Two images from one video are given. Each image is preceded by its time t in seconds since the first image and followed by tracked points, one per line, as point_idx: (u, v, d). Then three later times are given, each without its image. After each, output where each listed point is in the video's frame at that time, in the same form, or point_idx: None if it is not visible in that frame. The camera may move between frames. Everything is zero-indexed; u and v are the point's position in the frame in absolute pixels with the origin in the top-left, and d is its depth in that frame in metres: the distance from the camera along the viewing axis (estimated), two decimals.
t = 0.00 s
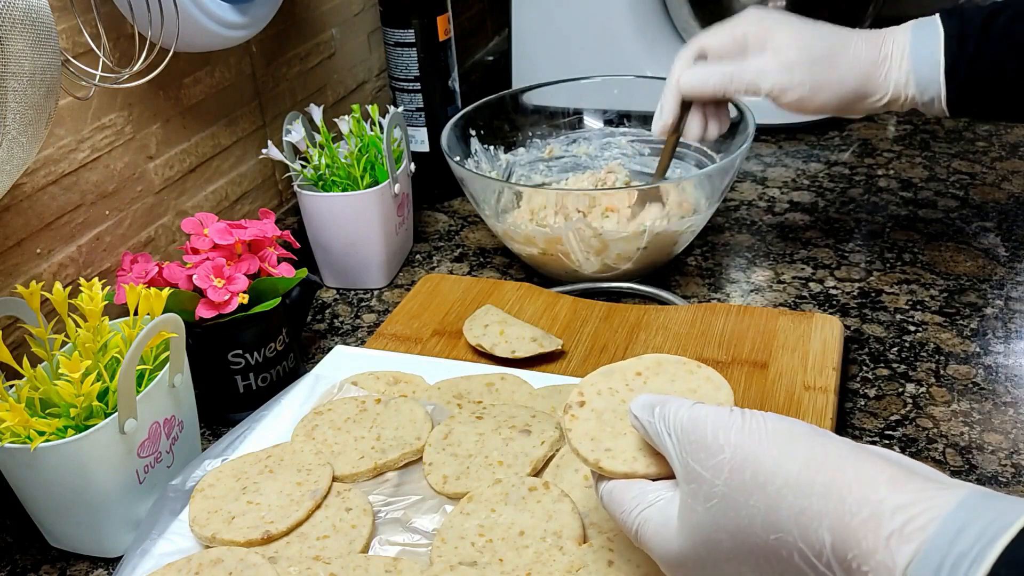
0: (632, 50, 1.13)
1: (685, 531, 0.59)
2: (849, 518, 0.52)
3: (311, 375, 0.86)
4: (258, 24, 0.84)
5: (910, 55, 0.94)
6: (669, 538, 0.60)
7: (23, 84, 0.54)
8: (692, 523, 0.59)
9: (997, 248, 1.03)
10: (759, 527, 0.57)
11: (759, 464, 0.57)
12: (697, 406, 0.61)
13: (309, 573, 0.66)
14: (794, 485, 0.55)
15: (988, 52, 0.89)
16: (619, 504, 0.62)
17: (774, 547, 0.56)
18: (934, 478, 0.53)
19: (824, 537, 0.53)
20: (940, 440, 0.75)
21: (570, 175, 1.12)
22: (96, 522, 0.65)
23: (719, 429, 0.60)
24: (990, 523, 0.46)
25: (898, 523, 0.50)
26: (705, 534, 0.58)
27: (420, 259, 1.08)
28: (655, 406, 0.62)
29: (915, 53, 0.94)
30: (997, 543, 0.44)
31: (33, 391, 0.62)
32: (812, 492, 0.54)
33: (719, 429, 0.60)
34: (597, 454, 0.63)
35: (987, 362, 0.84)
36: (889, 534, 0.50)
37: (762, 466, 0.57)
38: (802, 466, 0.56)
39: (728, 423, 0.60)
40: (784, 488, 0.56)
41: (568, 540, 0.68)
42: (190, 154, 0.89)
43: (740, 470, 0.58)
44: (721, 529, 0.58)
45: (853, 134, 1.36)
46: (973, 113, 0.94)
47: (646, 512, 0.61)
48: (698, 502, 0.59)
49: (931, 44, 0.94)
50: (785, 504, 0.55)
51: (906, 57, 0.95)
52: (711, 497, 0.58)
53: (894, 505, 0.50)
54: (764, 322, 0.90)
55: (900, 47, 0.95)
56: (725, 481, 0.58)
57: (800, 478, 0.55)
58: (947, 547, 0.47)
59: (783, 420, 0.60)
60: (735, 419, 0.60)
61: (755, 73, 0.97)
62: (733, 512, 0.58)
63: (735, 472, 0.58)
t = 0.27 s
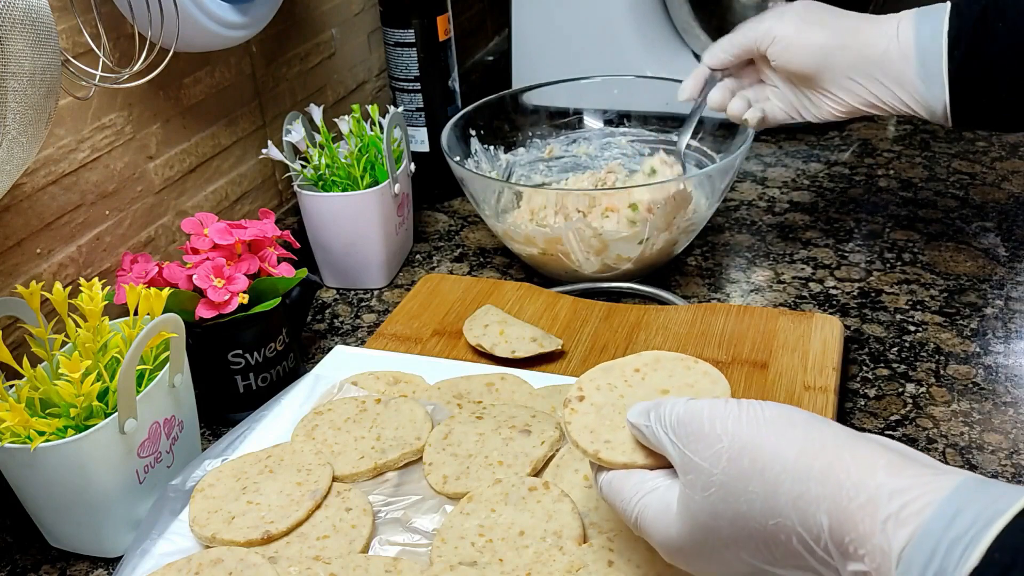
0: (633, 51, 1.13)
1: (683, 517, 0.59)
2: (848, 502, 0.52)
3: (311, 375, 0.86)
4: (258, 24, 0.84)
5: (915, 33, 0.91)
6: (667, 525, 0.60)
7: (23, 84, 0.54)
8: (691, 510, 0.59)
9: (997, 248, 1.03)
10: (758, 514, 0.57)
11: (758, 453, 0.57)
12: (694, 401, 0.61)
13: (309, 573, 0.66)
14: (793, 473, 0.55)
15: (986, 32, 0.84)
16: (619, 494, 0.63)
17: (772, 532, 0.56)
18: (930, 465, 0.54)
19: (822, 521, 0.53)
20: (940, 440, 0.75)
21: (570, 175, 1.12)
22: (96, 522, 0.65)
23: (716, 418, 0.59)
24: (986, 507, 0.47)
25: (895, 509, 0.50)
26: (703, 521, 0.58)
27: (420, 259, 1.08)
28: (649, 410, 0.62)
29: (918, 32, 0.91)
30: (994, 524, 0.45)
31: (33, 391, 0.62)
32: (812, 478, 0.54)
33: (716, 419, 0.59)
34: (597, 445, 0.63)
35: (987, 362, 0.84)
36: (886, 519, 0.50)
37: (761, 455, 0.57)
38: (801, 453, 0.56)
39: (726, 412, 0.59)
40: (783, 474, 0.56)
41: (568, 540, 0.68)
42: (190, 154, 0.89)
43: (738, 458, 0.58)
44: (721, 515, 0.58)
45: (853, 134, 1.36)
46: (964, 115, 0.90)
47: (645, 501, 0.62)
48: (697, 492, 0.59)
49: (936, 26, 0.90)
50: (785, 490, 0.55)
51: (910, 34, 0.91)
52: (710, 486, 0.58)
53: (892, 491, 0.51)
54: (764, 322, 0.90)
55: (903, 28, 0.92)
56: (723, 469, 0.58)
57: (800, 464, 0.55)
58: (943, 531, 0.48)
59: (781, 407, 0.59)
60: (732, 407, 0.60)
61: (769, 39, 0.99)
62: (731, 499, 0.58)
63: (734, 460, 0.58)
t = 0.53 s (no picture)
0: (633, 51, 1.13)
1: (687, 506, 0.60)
2: (846, 487, 0.52)
3: (311, 375, 0.86)
4: (258, 24, 0.84)
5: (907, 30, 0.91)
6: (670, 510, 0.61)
7: (23, 84, 0.54)
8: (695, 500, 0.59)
9: (997, 248, 1.03)
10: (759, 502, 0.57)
11: (757, 442, 0.57)
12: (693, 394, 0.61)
13: (309, 573, 0.66)
14: (792, 463, 0.55)
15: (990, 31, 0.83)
16: (626, 476, 0.64)
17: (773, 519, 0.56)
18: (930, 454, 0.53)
19: (821, 508, 0.53)
20: (940, 440, 0.75)
21: (570, 175, 1.12)
22: (96, 522, 0.65)
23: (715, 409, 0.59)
24: (983, 493, 0.46)
25: (892, 495, 0.50)
26: (705, 509, 0.59)
27: (420, 259, 1.08)
28: (648, 404, 0.62)
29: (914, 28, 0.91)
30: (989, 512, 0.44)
31: (33, 391, 0.62)
32: (812, 466, 0.54)
33: (715, 410, 0.59)
34: (602, 430, 0.65)
35: (987, 362, 0.84)
36: (883, 504, 0.50)
37: (762, 444, 0.57)
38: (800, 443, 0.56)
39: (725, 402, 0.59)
40: (782, 463, 0.56)
41: (568, 540, 0.68)
42: (190, 154, 0.89)
43: (737, 448, 0.58)
44: (723, 503, 0.58)
45: (853, 134, 1.36)
46: (960, 112, 0.89)
47: (648, 483, 0.62)
48: (698, 483, 0.59)
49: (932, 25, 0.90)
50: (785, 477, 0.55)
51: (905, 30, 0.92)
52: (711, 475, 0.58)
53: (888, 478, 0.50)
54: (764, 321, 0.90)
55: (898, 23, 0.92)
56: (723, 457, 0.58)
57: (800, 454, 0.55)
58: (936, 519, 0.47)
59: (779, 396, 0.59)
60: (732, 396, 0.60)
61: (769, 25, 1.01)
62: (731, 488, 0.57)
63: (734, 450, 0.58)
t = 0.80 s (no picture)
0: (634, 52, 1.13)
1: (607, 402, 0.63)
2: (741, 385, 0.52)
3: (311, 374, 0.86)
4: (258, 24, 0.84)
5: None
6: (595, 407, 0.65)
7: (23, 84, 0.54)
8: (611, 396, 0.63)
9: (996, 248, 1.03)
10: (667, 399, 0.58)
11: (663, 344, 0.58)
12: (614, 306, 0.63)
13: (309, 574, 0.66)
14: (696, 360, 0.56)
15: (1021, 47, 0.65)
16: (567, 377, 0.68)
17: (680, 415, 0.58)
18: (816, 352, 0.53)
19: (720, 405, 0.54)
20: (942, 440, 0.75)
21: (570, 175, 1.12)
22: (97, 522, 0.65)
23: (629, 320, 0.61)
24: (858, 384, 0.46)
25: (780, 388, 0.50)
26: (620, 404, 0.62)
27: (420, 259, 1.08)
28: (575, 318, 0.65)
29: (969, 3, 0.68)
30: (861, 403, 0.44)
31: (33, 391, 0.62)
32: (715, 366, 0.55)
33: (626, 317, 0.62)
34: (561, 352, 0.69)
35: (987, 361, 0.84)
36: (768, 398, 0.50)
37: (668, 343, 0.58)
38: (702, 342, 0.56)
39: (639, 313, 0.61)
40: (689, 364, 0.56)
41: (568, 540, 0.68)
42: (190, 154, 0.89)
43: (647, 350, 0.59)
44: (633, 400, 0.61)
45: (853, 134, 1.36)
46: (992, 123, 0.71)
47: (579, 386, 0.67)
48: (613, 384, 0.61)
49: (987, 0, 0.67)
50: (689, 377, 0.56)
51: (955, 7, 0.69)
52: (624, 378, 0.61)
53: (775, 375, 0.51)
54: (763, 321, 0.90)
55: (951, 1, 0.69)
56: (636, 361, 0.59)
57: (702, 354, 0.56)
58: (816, 405, 0.47)
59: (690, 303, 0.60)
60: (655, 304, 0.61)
61: (766, 0, 0.85)
62: (640, 386, 0.60)
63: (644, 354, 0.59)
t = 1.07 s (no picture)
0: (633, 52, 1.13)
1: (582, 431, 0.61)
2: (722, 410, 0.54)
3: (311, 374, 0.86)
4: (258, 24, 0.84)
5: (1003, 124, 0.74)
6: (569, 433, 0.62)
7: (23, 84, 0.54)
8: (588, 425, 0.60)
9: (996, 248, 1.03)
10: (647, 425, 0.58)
11: (645, 369, 0.57)
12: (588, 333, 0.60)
13: (309, 573, 0.66)
14: (678, 384, 0.56)
15: None
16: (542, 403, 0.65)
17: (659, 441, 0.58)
18: (798, 376, 0.55)
19: (701, 429, 0.55)
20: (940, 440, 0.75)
21: (570, 175, 1.12)
22: (97, 522, 0.65)
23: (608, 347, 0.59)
24: (846, 408, 0.47)
25: (763, 413, 0.52)
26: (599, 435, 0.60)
27: (420, 259, 1.08)
28: (548, 343, 0.61)
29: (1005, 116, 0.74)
30: (847, 426, 0.45)
31: (33, 391, 0.62)
32: (695, 391, 0.56)
33: (605, 343, 0.59)
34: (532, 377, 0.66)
35: (987, 362, 0.84)
36: (753, 425, 0.52)
37: (651, 367, 0.57)
38: (682, 366, 0.56)
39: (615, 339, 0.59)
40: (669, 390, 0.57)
41: (568, 540, 0.68)
42: (190, 154, 0.89)
43: (626, 377, 0.58)
44: (613, 427, 0.59)
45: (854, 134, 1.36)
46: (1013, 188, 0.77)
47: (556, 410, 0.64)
48: (592, 413, 0.59)
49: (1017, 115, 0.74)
50: (671, 402, 0.56)
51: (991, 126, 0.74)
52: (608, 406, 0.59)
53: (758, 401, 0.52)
54: (764, 321, 0.90)
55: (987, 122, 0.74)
56: (614, 389, 0.58)
57: (682, 379, 0.56)
58: (802, 432, 0.48)
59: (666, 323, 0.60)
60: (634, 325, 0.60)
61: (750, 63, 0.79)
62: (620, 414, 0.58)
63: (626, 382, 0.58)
